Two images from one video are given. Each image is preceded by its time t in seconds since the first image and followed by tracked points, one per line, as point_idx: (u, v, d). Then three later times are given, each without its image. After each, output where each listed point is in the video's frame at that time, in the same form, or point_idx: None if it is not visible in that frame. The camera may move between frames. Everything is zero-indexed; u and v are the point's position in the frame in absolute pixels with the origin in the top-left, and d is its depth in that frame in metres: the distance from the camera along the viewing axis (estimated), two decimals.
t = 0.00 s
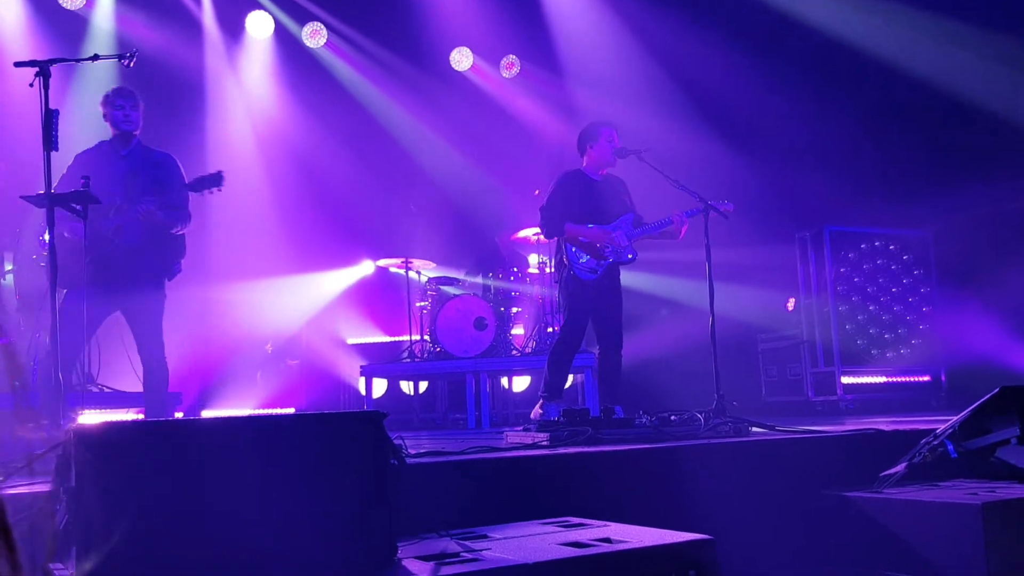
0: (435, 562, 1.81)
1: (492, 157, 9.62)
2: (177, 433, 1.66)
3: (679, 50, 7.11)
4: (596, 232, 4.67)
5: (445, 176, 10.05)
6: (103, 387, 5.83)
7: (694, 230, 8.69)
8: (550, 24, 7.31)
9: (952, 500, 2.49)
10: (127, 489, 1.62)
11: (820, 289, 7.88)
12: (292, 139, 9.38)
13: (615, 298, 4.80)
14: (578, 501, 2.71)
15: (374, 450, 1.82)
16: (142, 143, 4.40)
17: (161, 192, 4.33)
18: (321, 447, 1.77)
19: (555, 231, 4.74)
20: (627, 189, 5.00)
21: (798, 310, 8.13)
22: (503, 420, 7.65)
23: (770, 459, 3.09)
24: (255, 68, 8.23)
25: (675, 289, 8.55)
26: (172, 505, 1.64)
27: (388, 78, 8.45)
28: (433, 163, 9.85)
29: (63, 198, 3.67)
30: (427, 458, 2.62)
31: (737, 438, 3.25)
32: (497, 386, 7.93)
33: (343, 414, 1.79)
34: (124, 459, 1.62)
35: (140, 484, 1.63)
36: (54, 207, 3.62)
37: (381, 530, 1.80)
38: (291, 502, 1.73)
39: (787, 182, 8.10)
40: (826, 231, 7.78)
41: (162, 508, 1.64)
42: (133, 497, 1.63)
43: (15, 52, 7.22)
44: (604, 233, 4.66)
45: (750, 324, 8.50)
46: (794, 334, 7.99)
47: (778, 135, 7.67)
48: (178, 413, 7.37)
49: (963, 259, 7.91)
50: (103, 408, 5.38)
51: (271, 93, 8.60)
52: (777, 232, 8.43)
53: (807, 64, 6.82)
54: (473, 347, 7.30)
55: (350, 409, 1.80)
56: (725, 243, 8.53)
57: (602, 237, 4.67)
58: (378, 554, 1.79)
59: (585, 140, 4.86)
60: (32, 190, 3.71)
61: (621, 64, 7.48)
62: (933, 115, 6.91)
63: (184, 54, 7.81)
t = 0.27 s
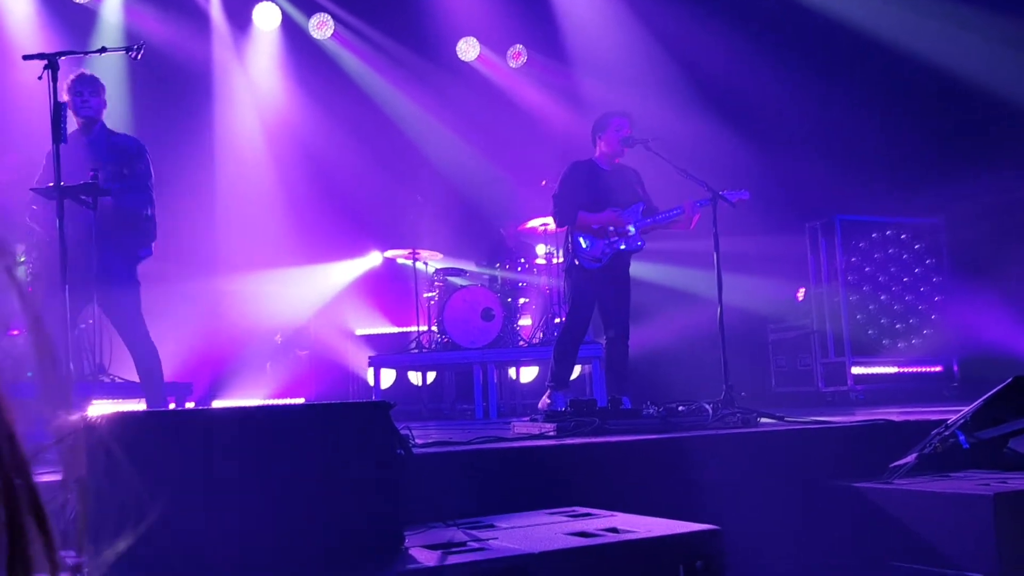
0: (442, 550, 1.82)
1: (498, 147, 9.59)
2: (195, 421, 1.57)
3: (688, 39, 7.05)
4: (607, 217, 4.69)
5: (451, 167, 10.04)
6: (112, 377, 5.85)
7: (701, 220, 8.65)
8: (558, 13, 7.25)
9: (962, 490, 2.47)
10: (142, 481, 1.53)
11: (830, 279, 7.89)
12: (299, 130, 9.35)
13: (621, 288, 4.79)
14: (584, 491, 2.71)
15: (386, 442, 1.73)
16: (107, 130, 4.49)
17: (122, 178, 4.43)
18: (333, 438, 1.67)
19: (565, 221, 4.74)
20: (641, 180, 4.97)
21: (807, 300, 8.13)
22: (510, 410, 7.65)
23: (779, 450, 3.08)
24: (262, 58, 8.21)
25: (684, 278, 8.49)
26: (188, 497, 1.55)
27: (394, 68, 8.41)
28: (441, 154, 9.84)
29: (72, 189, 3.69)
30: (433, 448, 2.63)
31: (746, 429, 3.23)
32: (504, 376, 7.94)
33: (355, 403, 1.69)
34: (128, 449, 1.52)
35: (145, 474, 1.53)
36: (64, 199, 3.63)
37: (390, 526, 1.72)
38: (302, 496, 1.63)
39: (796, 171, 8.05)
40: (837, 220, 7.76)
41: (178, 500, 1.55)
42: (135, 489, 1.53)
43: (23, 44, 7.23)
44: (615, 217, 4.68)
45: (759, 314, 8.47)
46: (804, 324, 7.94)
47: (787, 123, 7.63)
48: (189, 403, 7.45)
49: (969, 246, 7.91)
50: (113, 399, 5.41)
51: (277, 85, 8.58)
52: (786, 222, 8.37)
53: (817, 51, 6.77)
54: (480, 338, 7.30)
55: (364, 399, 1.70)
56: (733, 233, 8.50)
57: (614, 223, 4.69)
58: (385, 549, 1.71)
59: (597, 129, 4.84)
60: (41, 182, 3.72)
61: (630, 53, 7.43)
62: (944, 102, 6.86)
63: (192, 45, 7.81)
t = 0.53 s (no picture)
0: (451, 539, 1.82)
1: (507, 138, 9.58)
2: (199, 415, 1.53)
3: (698, 29, 6.99)
4: (616, 213, 4.64)
5: (459, 158, 10.02)
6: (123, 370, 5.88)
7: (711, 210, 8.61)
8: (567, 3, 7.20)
9: (974, 480, 2.46)
10: (150, 480, 1.50)
11: (841, 269, 7.83)
12: (308, 123, 9.35)
13: (631, 278, 4.78)
14: (593, 481, 2.71)
15: (395, 433, 1.74)
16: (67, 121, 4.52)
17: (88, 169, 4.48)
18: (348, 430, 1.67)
19: (575, 212, 4.73)
20: (654, 170, 4.95)
21: (818, 290, 8.08)
22: (519, 400, 7.65)
23: (789, 439, 3.08)
24: (270, 50, 8.20)
25: (693, 269, 8.44)
26: (196, 496, 1.52)
27: (402, 59, 8.39)
28: (449, 146, 9.84)
29: (81, 180, 3.70)
30: (443, 438, 2.62)
31: (754, 419, 3.22)
32: (513, 368, 7.95)
33: (368, 394, 1.70)
34: (148, 441, 1.49)
35: (164, 466, 1.51)
36: (74, 191, 3.64)
37: (399, 515, 1.73)
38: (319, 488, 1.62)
39: (806, 160, 8.00)
40: (848, 210, 7.70)
41: (185, 498, 1.51)
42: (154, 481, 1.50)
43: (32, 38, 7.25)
44: (624, 215, 4.63)
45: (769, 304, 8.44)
46: (815, 314, 7.98)
47: (798, 113, 7.57)
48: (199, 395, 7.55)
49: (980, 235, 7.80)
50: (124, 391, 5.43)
51: (286, 78, 8.57)
52: (796, 211, 8.34)
53: (829, 40, 6.70)
54: (490, 329, 7.31)
55: (376, 391, 1.71)
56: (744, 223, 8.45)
57: (624, 220, 4.65)
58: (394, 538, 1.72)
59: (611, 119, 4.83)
60: (51, 174, 3.73)
61: (639, 43, 7.38)
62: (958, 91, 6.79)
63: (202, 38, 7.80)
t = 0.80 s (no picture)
0: (454, 536, 1.82)
1: (508, 134, 9.57)
2: (198, 413, 1.54)
3: (699, 25, 6.97)
4: (618, 208, 4.62)
5: (460, 153, 10.01)
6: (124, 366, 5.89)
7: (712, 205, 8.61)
8: None
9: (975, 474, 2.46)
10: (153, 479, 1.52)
11: (843, 264, 7.82)
12: (308, 118, 9.32)
13: (633, 274, 4.78)
14: (594, 476, 2.71)
15: (397, 429, 1.73)
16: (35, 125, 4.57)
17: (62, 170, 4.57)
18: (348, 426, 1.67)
19: (576, 209, 4.73)
20: (654, 164, 4.90)
21: (819, 286, 8.03)
22: (521, 397, 7.65)
23: (791, 435, 3.08)
24: (271, 46, 8.17)
25: (695, 265, 8.46)
26: (196, 495, 1.53)
27: (403, 53, 8.35)
28: (451, 142, 9.83)
29: (82, 176, 3.71)
30: (444, 434, 2.63)
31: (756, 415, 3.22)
32: (515, 363, 7.97)
33: (368, 390, 1.69)
34: (148, 440, 1.51)
35: (165, 465, 1.52)
36: (76, 187, 3.64)
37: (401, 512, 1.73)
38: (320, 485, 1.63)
39: (808, 155, 8.00)
40: (849, 205, 7.69)
41: (185, 498, 1.52)
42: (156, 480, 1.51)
43: (32, 33, 7.25)
44: (627, 210, 4.61)
45: (770, 299, 8.45)
46: (816, 309, 7.89)
47: (799, 108, 7.57)
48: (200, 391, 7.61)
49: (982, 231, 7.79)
50: (125, 387, 5.45)
51: (287, 74, 8.55)
52: (798, 207, 8.34)
53: (830, 36, 6.69)
54: (491, 325, 7.33)
55: (376, 387, 1.71)
56: (745, 218, 8.45)
57: (626, 215, 4.62)
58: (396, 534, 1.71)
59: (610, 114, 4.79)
60: (53, 170, 3.73)
61: (641, 38, 7.36)
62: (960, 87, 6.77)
63: (203, 34, 7.78)
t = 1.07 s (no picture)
0: (448, 537, 1.83)
1: (504, 133, 9.58)
2: (190, 414, 1.54)
3: (695, 26, 6.97)
4: (616, 206, 4.65)
5: (456, 152, 10.02)
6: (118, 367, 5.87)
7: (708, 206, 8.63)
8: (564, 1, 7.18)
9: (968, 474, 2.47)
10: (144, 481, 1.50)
11: (837, 265, 7.88)
12: (304, 118, 9.30)
13: (629, 274, 4.80)
14: (588, 477, 2.72)
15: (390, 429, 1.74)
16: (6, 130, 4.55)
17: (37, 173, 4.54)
18: (341, 426, 1.67)
19: (572, 209, 4.73)
20: (645, 164, 4.94)
21: (813, 285, 8.13)
22: (516, 396, 7.66)
23: (785, 435, 3.10)
24: (266, 46, 8.15)
25: (690, 265, 8.49)
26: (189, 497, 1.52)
27: (398, 52, 8.33)
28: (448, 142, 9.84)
29: (76, 176, 3.70)
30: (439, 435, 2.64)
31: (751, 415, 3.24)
32: (511, 364, 8.00)
33: (360, 390, 1.70)
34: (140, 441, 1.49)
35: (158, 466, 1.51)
36: (69, 188, 3.63)
37: (394, 512, 1.73)
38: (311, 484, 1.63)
39: (803, 156, 8.02)
40: (843, 206, 7.72)
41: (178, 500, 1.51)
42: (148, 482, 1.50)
43: (26, 30, 7.19)
44: (625, 207, 4.64)
45: (766, 300, 8.48)
46: (810, 309, 7.94)
47: (795, 109, 7.58)
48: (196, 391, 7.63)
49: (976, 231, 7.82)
50: (119, 388, 5.44)
51: (283, 74, 8.52)
52: (793, 207, 8.36)
53: (826, 37, 6.70)
54: (488, 325, 7.33)
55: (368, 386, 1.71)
56: (740, 219, 8.48)
57: (625, 212, 4.65)
58: (390, 534, 1.72)
59: (601, 115, 4.79)
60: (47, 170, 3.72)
61: (637, 40, 7.37)
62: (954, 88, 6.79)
63: (199, 33, 7.75)
